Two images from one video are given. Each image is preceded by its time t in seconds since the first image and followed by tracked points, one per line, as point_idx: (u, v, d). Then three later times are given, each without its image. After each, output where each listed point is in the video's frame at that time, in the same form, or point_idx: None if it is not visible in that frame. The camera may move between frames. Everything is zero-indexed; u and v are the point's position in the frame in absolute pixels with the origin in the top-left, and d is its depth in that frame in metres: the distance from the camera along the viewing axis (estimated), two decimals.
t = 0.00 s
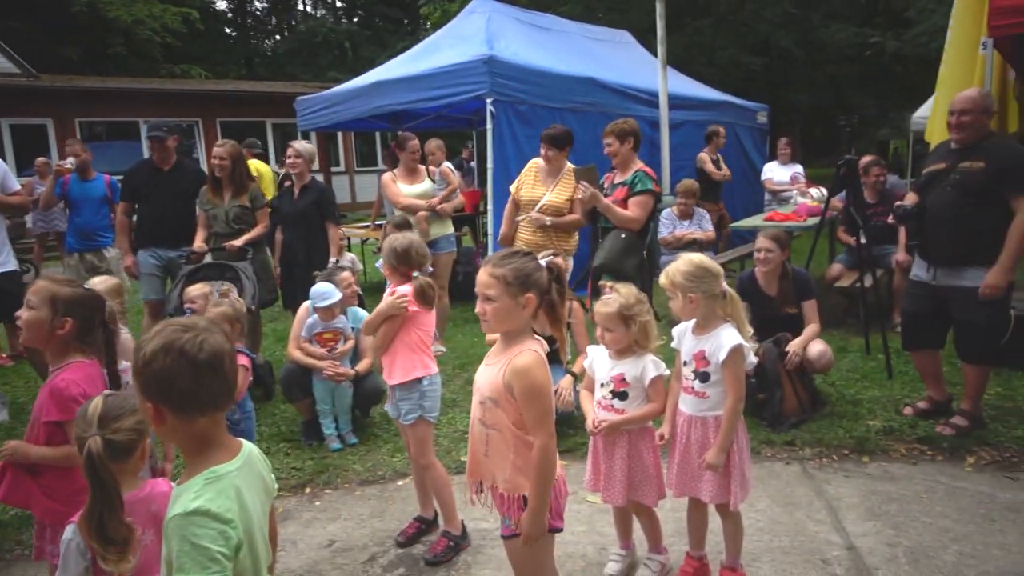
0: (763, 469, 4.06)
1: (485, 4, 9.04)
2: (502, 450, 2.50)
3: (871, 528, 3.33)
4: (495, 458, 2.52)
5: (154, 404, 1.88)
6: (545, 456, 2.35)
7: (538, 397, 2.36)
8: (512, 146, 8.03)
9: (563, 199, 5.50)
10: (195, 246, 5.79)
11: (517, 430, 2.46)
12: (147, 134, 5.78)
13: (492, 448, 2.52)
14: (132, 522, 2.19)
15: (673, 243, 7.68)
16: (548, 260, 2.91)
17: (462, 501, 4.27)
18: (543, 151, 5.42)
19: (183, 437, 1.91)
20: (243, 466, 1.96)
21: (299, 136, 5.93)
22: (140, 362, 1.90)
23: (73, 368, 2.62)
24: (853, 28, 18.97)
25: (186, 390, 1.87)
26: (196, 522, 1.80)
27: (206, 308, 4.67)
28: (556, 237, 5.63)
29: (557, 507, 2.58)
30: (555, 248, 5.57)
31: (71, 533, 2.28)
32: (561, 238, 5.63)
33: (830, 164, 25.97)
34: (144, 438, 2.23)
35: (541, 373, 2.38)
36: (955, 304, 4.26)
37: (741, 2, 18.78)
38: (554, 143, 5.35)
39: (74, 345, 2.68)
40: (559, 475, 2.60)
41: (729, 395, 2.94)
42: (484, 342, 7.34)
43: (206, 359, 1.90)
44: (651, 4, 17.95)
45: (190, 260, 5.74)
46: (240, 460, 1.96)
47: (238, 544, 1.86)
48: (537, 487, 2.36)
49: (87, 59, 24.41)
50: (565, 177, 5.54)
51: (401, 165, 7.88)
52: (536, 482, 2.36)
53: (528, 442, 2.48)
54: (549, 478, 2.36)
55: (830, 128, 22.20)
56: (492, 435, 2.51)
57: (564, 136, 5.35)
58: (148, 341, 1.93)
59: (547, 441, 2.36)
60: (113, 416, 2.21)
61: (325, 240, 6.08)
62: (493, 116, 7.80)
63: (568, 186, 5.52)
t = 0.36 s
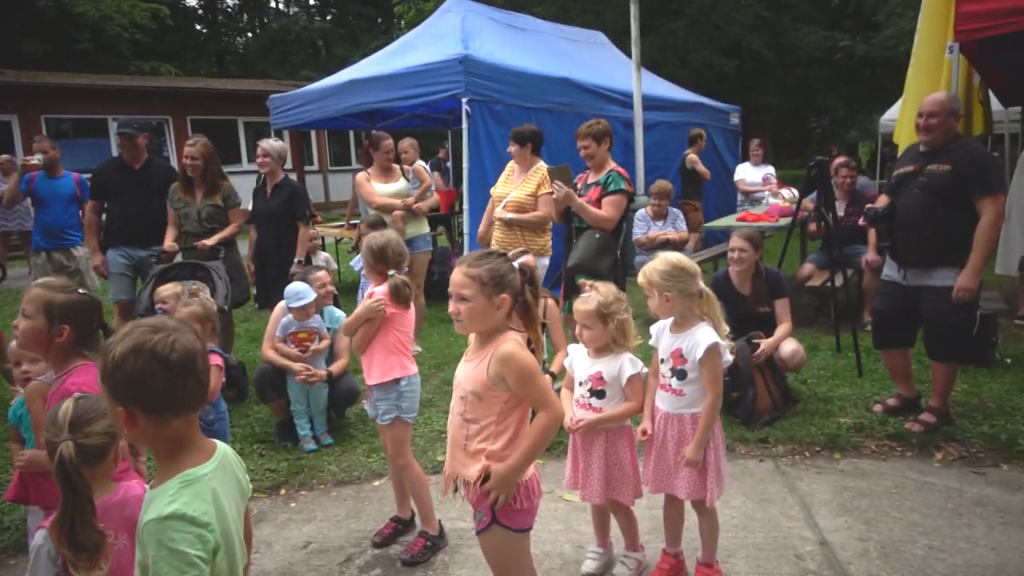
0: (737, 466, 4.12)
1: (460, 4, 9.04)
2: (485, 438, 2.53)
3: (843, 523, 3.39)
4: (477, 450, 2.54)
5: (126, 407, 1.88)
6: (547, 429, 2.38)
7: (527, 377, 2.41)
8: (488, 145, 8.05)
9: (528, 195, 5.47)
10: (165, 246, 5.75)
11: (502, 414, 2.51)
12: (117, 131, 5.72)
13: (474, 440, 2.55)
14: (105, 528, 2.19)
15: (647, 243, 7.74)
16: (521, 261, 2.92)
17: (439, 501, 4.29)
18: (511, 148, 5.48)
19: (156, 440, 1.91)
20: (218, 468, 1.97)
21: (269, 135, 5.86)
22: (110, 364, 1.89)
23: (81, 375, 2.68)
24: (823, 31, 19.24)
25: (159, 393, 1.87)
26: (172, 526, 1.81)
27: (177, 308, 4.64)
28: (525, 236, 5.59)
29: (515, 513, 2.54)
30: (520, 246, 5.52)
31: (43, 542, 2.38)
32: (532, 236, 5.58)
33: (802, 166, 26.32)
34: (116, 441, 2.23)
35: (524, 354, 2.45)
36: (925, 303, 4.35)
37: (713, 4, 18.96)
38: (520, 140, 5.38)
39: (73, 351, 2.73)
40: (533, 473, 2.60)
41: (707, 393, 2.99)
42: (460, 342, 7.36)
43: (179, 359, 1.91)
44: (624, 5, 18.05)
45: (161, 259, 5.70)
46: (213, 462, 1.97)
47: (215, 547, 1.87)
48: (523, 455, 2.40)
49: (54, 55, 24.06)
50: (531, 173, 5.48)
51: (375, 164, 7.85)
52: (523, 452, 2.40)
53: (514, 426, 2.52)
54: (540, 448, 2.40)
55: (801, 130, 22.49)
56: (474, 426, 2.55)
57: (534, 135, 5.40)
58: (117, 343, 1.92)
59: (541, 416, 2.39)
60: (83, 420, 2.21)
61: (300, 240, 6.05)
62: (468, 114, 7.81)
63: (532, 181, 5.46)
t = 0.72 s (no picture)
0: (721, 465, 4.15)
1: (444, 4, 9.04)
2: (485, 435, 2.55)
3: (825, 521, 3.43)
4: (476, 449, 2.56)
5: (108, 411, 1.87)
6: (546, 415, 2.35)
7: (514, 368, 2.42)
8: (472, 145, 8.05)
9: (504, 196, 5.49)
10: (146, 246, 5.71)
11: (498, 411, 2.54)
12: (98, 130, 5.68)
13: (473, 439, 2.56)
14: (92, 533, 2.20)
15: (631, 243, 7.78)
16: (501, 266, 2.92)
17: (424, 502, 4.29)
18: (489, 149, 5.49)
19: (140, 444, 1.91)
20: (202, 471, 1.97)
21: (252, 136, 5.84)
22: (92, 367, 1.88)
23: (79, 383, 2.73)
24: (805, 34, 19.39)
25: (143, 396, 1.86)
26: (157, 532, 1.81)
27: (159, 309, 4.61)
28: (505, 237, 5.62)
29: (502, 515, 2.54)
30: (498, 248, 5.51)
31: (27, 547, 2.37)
32: (512, 237, 5.60)
33: (784, 167, 26.52)
34: (105, 445, 2.23)
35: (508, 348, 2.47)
36: (906, 302, 4.40)
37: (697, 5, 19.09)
38: (499, 140, 5.38)
39: (72, 353, 2.74)
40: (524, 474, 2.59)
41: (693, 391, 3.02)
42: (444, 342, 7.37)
43: (162, 362, 1.90)
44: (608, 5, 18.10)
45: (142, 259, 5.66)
46: (198, 465, 1.97)
47: (201, 551, 1.88)
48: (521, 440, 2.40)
49: (33, 52, 23.81)
50: (508, 174, 5.52)
51: (359, 164, 7.83)
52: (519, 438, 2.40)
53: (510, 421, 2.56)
54: (536, 435, 2.38)
55: (782, 131, 22.65)
56: (471, 426, 2.56)
57: (514, 135, 5.43)
58: (99, 345, 1.91)
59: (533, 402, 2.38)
60: (71, 426, 2.20)
61: (284, 239, 6.02)
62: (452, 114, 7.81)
63: (506, 183, 5.49)
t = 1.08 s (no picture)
0: (691, 467, 4.20)
1: (419, 10, 9.07)
2: (458, 444, 2.56)
3: (791, 521, 3.49)
4: (450, 458, 2.56)
5: (76, 422, 1.87)
6: (516, 422, 2.38)
7: (482, 377, 2.43)
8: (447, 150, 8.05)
9: (470, 202, 5.49)
10: (116, 253, 5.66)
11: (469, 419, 2.55)
12: (67, 136, 5.64)
13: (446, 448, 2.56)
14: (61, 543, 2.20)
15: (606, 248, 7.82)
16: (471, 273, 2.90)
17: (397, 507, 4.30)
18: (457, 154, 5.46)
19: (111, 453, 1.90)
20: (173, 478, 1.97)
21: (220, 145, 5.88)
22: (57, 379, 1.87)
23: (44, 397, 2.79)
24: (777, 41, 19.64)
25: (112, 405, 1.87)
26: (134, 540, 1.81)
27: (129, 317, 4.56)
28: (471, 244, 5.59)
29: (477, 518, 2.56)
30: (467, 254, 5.50)
31: None
32: (474, 243, 5.56)
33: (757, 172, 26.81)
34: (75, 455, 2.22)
35: (477, 356, 2.49)
36: (871, 306, 4.48)
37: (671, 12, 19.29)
38: (471, 145, 5.41)
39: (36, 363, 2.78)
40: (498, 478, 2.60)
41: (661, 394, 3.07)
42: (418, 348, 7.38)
43: (129, 370, 1.91)
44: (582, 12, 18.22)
45: (111, 266, 5.60)
46: (168, 472, 1.97)
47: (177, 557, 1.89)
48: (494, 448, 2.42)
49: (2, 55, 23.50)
50: (470, 181, 5.54)
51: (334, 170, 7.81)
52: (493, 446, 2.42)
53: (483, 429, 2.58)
54: (508, 443, 2.41)
55: (755, 137, 22.91)
56: (443, 434, 2.57)
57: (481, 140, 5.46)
58: (62, 357, 1.91)
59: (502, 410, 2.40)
60: (41, 436, 2.18)
61: (255, 245, 5.99)
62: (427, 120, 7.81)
63: (472, 189, 5.50)
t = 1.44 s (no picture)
0: (584, 461, 4.34)
1: (322, 12, 9.00)
2: (345, 441, 2.57)
3: (676, 507, 3.67)
4: (335, 457, 2.57)
5: None
6: (404, 419, 2.47)
7: (371, 374, 2.50)
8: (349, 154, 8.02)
9: (366, 207, 5.51)
10: None
11: (356, 418, 2.56)
12: None
13: (333, 446, 2.57)
14: None
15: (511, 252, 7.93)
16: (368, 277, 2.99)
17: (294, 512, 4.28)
18: (351, 160, 5.49)
19: None
20: (55, 482, 1.94)
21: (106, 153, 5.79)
22: None
23: None
24: (677, 53, 20.36)
25: None
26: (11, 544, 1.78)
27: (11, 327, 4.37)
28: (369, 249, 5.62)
29: (366, 515, 2.61)
30: (365, 260, 5.54)
31: None
32: (369, 249, 5.59)
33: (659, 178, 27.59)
34: None
35: (367, 354, 2.54)
36: (749, 304, 4.71)
37: (575, 22, 19.72)
38: (365, 151, 5.47)
39: None
40: (388, 475, 2.66)
41: (550, 390, 3.21)
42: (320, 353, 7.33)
43: (8, 373, 1.89)
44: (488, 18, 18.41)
45: None
46: (50, 476, 1.94)
47: (56, 561, 1.86)
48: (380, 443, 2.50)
49: None
50: (367, 187, 5.60)
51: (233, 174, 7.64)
52: (380, 441, 2.49)
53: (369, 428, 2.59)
54: (395, 437, 2.49)
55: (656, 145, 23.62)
56: (329, 432, 2.58)
57: (372, 145, 5.50)
58: None
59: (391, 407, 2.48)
60: None
61: (147, 250, 5.85)
62: (331, 125, 7.76)
63: (369, 195, 5.55)
